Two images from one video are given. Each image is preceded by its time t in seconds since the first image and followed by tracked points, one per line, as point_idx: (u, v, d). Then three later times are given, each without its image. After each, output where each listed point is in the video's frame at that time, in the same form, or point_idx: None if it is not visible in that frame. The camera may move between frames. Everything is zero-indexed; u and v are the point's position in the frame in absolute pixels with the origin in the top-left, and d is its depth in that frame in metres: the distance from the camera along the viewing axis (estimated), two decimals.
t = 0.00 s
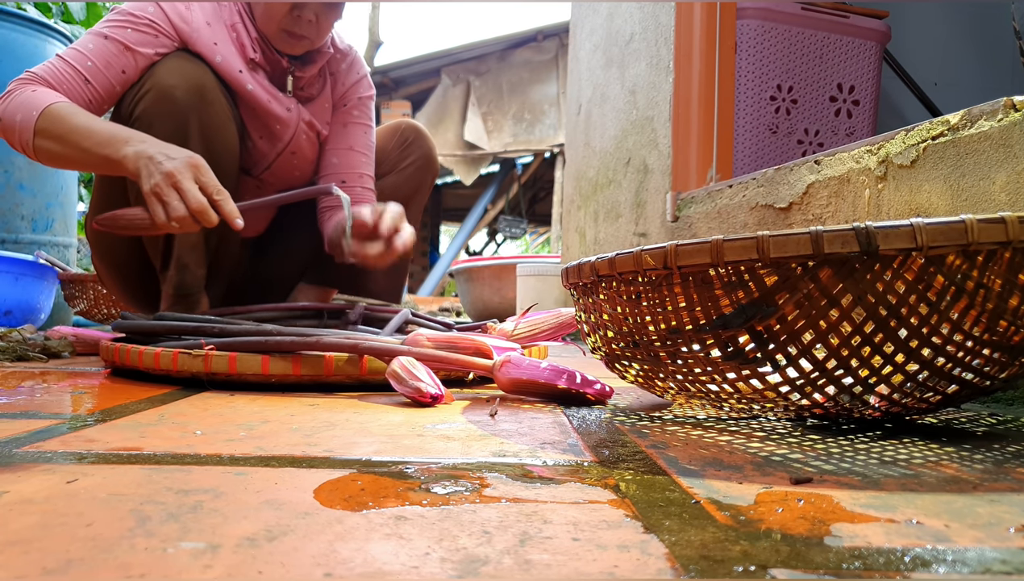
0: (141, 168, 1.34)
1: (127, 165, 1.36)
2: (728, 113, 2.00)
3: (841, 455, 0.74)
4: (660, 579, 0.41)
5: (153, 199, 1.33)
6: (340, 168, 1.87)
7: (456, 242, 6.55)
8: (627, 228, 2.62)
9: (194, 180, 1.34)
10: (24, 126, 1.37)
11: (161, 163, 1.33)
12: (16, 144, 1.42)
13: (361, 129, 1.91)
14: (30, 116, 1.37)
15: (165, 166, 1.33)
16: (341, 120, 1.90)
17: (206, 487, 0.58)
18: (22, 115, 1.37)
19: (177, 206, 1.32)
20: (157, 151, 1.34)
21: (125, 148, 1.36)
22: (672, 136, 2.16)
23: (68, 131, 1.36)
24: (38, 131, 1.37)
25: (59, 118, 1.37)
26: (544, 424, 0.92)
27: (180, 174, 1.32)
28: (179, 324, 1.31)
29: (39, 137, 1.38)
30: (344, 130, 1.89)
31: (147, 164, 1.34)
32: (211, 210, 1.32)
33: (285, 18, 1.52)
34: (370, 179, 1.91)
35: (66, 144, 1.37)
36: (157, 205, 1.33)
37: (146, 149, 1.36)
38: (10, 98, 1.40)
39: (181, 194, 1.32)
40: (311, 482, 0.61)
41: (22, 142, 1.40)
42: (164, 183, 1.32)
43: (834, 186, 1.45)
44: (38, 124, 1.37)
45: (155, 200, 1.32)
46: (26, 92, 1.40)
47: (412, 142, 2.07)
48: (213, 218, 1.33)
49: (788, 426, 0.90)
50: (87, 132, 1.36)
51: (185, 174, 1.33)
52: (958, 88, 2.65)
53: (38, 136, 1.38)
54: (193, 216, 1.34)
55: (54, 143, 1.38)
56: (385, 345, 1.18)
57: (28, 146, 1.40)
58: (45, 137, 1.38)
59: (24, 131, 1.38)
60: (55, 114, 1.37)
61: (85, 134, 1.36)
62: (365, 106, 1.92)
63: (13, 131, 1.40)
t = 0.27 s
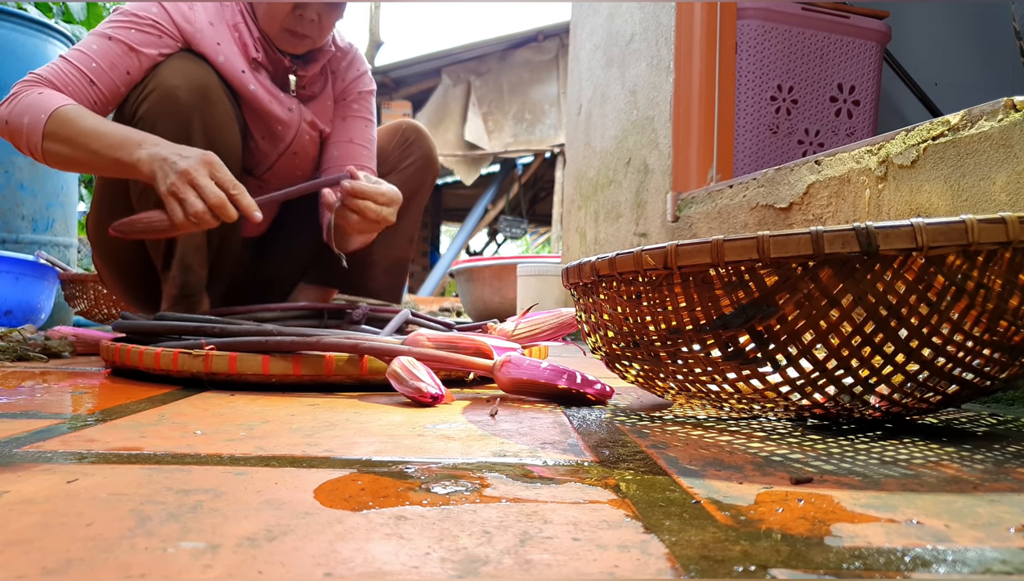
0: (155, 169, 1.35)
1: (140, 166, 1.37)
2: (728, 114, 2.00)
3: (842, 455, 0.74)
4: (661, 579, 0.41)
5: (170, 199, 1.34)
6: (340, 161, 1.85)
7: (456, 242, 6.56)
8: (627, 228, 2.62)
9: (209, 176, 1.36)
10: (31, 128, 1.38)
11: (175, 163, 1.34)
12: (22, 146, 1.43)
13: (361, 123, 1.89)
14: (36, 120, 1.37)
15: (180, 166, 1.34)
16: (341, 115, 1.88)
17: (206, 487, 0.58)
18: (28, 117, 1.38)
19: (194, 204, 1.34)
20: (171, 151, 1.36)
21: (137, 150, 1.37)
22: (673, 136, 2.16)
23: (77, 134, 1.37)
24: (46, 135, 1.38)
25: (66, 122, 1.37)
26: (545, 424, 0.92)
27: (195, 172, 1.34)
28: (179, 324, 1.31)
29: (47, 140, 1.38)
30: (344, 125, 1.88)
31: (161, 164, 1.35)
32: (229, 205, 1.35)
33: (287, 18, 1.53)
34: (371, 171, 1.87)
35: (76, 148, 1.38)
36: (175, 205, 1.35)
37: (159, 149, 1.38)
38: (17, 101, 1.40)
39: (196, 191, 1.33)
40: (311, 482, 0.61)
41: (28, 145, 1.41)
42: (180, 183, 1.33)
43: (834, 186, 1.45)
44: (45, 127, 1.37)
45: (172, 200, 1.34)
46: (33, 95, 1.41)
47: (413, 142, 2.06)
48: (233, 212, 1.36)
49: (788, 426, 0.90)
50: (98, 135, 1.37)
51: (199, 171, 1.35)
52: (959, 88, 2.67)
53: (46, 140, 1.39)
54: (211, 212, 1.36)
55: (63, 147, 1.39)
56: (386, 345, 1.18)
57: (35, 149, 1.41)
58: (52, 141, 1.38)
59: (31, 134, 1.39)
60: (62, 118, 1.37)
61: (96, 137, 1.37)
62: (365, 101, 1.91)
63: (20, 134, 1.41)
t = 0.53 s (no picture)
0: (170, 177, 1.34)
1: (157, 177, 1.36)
2: (728, 114, 2.00)
3: (842, 456, 0.74)
4: (661, 579, 0.41)
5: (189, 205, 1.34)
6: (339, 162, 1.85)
7: (456, 242, 6.56)
8: (627, 229, 2.63)
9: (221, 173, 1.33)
10: (42, 135, 1.38)
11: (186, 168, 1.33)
12: (31, 151, 1.43)
13: (360, 124, 1.88)
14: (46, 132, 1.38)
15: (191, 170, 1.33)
16: (340, 113, 1.88)
17: (207, 487, 0.58)
18: (37, 124, 1.38)
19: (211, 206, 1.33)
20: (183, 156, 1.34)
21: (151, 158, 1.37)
22: (673, 136, 2.16)
23: (92, 146, 1.38)
24: (59, 145, 1.38)
25: (79, 133, 1.38)
26: (545, 424, 0.92)
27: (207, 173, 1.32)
28: (180, 324, 1.31)
29: (60, 151, 1.39)
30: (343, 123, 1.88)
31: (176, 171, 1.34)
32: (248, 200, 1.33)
33: (284, 18, 1.53)
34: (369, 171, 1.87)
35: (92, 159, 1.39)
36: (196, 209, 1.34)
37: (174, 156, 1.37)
38: (23, 106, 1.40)
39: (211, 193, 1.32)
40: (311, 482, 0.61)
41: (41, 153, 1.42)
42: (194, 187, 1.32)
43: (834, 186, 1.45)
44: (57, 137, 1.38)
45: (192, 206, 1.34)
46: (40, 100, 1.40)
47: (413, 142, 2.06)
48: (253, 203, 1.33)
49: (789, 426, 0.90)
50: (112, 145, 1.37)
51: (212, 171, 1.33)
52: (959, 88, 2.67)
53: (61, 153, 1.39)
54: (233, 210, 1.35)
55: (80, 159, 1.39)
56: (386, 345, 1.18)
57: (48, 157, 1.41)
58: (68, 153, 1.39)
59: (43, 144, 1.39)
60: (73, 130, 1.38)
61: (109, 147, 1.37)
62: (365, 101, 1.91)
63: (29, 141, 1.41)
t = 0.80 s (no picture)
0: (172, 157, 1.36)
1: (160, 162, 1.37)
2: (729, 114, 2.00)
3: (843, 456, 0.74)
4: (661, 579, 0.41)
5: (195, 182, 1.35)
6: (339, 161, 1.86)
7: (457, 242, 6.56)
8: (627, 229, 2.63)
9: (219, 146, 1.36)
10: (43, 132, 1.39)
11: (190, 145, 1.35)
12: (34, 152, 1.44)
13: (359, 122, 1.89)
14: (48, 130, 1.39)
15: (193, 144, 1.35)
16: (341, 112, 1.89)
17: (207, 487, 0.58)
18: (39, 121, 1.39)
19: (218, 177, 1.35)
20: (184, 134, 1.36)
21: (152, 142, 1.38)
22: (673, 136, 2.16)
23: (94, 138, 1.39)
24: (61, 141, 1.39)
25: (80, 127, 1.39)
26: (545, 424, 0.93)
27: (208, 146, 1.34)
28: (180, 324, 1.32)
29: (62, 147, 1.40)
30: (342, 123, 1.88)
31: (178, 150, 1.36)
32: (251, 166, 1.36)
33: (280, 16, 1.53)
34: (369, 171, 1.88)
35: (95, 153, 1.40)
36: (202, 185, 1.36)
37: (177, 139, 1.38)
38: (24, 105, 1.41)
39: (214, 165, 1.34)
40: (311, 482, 0.61)
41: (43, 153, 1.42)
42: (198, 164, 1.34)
43: (834, 186, 1.45)
44: (59, 135, 1.39)
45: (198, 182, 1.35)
46: (41, 98, 1.42)
47: (414, 142, 2.07)
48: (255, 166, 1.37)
49: (789, 426, 0.90)
50: (113, 135, 1.38)
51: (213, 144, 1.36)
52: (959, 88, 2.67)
53: (63, 150, 1.40)
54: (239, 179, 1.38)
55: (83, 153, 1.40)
56: (387, 345, 1.18)
57: (50, 156, 1.42)
58: (70, 149, 1.40)
59: (45, 142, 1.40)
60: (74, 125, 1.39)
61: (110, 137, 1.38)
62: (365, 99, 1.92)
63: (31, 140, 1.42)
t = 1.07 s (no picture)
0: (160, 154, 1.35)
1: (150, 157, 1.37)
2: (729, 114, 2.00)
3: (843, 456, 0.74)
4: (661, 579, 0.41)
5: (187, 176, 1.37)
6: (340, 163, 1.86)
7: (457, 242, 6.56)
8: (627, 229, 2.63)
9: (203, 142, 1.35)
10: (38, 129, 1.39)
11: (175, 142, 1.33)
12: (33, 149, 1.44)
13: (362, 125, 1.90)
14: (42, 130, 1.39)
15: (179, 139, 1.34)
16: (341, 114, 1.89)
17: (207, 487, 0.58)
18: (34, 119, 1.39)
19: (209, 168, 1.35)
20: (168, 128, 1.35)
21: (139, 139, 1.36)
22: (673, 136, 2.16)
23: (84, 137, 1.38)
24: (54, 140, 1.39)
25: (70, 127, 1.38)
26: (545, 424, 0.93)
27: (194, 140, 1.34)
28: (179, 324, 1.32)
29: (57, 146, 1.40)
30: (344, 125, 1.88)
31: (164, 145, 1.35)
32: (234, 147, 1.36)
33: (277, 15, 1.53)
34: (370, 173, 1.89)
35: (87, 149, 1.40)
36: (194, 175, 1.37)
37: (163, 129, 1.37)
38: (21, 105, 1.41)
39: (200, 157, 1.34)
40: (311, 482, 0.61)
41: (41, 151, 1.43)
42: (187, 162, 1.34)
43: (834, 186, 1.45)
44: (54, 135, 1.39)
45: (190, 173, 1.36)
46: (37, 97, 1.42)
47: (413, 142, 2.07)
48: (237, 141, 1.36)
49: (789, 426, 0.90)
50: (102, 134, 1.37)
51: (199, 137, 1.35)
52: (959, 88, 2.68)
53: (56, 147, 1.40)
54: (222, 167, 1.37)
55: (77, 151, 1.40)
56: (387, 345, 1.18)
57: (47, 153, 1.43)
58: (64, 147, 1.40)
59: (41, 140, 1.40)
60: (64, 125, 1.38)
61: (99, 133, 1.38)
62: (365, 101, 1.92)
63: (27, 138, 1.42)
